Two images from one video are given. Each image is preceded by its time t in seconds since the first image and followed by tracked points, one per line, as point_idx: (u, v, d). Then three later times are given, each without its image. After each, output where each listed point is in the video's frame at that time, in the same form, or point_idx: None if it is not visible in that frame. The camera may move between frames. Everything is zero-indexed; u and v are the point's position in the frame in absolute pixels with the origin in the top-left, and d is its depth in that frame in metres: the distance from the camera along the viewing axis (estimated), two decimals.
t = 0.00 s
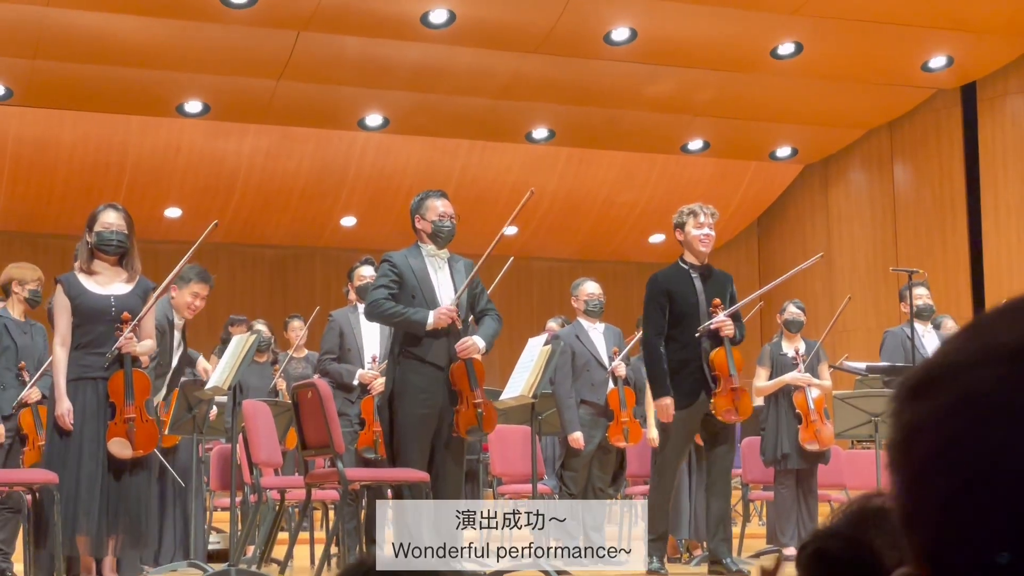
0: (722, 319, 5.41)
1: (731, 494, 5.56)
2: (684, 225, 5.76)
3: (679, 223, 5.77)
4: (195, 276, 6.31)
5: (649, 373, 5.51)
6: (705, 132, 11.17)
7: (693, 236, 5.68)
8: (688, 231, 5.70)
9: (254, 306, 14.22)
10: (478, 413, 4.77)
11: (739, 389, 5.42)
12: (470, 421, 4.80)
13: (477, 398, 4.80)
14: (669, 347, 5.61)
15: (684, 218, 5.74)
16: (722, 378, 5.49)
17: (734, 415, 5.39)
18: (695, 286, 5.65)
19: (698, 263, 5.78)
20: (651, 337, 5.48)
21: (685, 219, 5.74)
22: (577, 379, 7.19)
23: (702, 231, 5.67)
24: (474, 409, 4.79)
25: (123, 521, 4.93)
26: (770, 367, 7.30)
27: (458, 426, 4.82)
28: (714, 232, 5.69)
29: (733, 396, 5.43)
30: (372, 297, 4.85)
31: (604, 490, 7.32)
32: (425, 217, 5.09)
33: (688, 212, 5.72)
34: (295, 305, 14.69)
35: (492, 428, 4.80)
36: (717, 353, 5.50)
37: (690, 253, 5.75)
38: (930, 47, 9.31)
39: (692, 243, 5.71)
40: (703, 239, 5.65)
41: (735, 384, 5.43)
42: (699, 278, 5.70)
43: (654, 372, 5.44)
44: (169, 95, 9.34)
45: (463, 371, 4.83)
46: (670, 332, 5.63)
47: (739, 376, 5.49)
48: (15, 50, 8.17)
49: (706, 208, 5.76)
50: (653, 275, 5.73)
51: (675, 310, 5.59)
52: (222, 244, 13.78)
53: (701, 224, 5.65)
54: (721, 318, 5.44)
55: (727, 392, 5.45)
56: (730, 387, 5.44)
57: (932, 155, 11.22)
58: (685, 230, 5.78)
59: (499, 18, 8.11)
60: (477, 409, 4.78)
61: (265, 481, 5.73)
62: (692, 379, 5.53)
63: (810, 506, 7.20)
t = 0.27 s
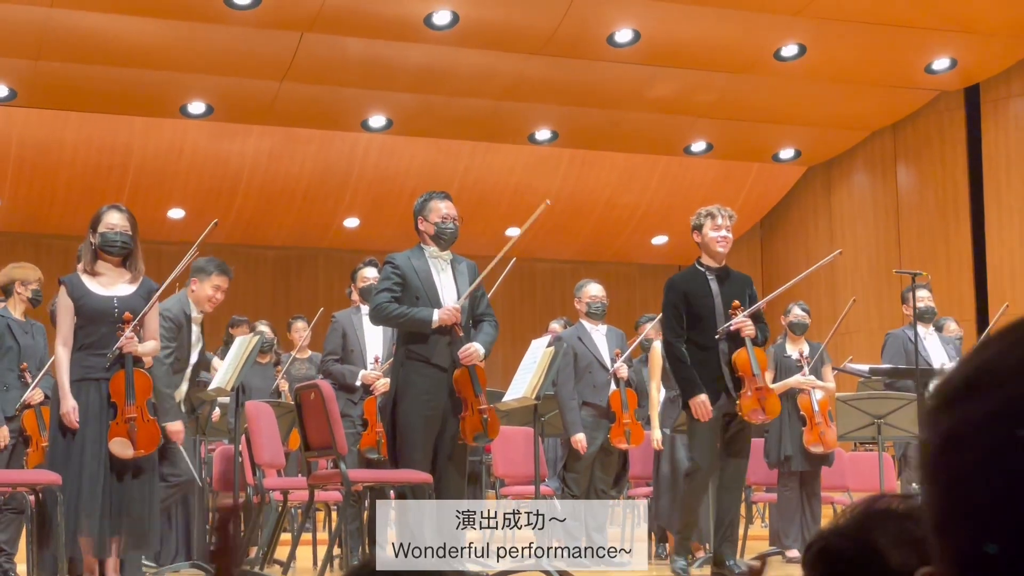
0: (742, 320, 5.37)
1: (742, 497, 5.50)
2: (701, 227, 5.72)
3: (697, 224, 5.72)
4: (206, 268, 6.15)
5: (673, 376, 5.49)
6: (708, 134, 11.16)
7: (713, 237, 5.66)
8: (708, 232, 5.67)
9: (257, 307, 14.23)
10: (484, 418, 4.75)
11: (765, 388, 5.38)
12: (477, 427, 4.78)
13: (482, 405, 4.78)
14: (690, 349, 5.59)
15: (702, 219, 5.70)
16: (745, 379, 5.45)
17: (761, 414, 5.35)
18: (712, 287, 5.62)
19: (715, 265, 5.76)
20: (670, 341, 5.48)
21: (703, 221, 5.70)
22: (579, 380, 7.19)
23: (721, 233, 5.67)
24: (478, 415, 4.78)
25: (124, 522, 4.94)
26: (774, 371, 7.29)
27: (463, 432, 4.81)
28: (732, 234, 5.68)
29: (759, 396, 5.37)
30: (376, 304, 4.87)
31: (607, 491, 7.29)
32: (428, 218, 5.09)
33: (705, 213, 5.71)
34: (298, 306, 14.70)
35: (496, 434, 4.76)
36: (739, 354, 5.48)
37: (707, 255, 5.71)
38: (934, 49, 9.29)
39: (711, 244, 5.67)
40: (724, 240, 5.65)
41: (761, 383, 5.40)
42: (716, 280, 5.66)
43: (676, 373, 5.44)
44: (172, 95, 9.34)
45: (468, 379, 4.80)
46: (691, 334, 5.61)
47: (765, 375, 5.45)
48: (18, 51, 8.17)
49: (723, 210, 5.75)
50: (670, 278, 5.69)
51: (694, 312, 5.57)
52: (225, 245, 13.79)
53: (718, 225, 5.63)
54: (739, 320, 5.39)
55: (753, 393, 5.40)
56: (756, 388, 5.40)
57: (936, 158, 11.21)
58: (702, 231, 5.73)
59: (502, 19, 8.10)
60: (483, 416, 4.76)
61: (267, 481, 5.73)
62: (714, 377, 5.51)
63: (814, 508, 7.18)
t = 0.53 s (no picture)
0: (746, 319, 5.37)
1: (746, 492, 5.50)
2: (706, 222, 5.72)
3: (702, 219, 5.72)
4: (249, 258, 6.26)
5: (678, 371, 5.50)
6: (709, 130, 11.15)
7: (717, 232, 5.65)
8: (712, 227, 5.66)
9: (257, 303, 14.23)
10: (483, 421, 4.76)
11: (771, 386, 5.35)
12: (476, 429, 4.79)
13: (483, 407, 4.80)
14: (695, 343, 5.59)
15: (707, 214, 5.70)
16: (752, 378, 5.44)
17: (768, 412, 5.33)
18: (718, 282, 5.62)
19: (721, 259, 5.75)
20: (675, 336, 5.48)
21: (707, 216, 5.69)
22: (578, 376, 7.20)
23: (725, 227, 5.64)
24: (478, 417, 4.79)
25: (123, 517, 4.97)
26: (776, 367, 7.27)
27: (463, 433, 4.82)
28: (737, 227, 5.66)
29: (766, 393, 5.35)
30: (378, 301, 4.86)
31: (607, 488, 7.26)
32: (430, 214, 5.09)
33: (709, 207, 5.70)
34: (298, 302, 14.70)
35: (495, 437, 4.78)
36: (745, 352, 5.48)
37: (712, 249, 5.71)
38: (935, 46, 9.29)
39: (716, 239, 5.67)
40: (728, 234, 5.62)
41: (767, 380, 5.37)
42: (721, 275, 5.66)
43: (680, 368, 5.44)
44: (172, 91, 9.33)
45: (468, 380, 4.82)
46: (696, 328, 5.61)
47: (771, 372, 5.43)
48: (18, 46, 8.17)
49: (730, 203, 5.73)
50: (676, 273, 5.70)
51: (700, 307, 5.57)
52: (225, 240, 13.78)
53: (723, 218, 5.62)
54: (745, 317, 5.39)
55: (759, 391, 5.38)
56: (762, 385, 5.38)
57: (935, 155, 11.21)
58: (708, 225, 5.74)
59: (503, 15, 8.10)
60: (482, 418, 4.78)
61: (267, 478, 5.77)
62: (719, 371, 5.51)
63: (814, 505, 7.19)
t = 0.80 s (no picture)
0: (747, 316, 5.37)
1: (742, 488, 5.48)
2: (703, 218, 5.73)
3: (699, 216, 5.71)
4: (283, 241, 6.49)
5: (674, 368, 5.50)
6: (706, 127, 11.15)
7: (715, 231, 5.65)
8: (712, 224, 5.66)
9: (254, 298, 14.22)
10: (473, 419, 4.74)
11: (767, 385, 5.36)
12: (465, 427, 4.75)
13: (473, 403, 4.76)
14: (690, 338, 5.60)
15: (706, 211, 5.69)
16: (749, 375, 5.45)
17: (763, 411, 5.34)
18: (715, 279, 5.62)
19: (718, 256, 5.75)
20: (671, 331, 5.49)
21: (704, 214, 5.69)
22: (575, 373, 7.21)
23: (723, 225, 5.65)
24: (468, 414, 4.75)
25: (120, 513, 4.96)
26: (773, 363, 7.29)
27: (452, 430, 4.78)
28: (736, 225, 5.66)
29: (761, 392, 5.38)
30: (376, 298, 4.84)
31: (604, 484, 7.26)
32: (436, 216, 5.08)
33: (708, 204, 5.69)
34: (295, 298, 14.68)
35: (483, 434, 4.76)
36: (745, 349, 5.48)
37: (710, 246, 5.71)
38: (932, 44, 9.30)
39: (713, 237, 5.67)
40: (725, 232, 5.63)
41: (763, 380, 5.37)
42: (718, 272, 5.66)
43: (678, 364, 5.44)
44: (169, 86, 9.32)
45: (461, 377, 4.75)
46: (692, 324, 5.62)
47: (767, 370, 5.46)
48: (15, 40, 8.16)
49: (728, 200, 5.73)
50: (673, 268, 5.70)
51: (696, 303, 5.58)
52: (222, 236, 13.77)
53: (721, 216, 5.61)
54: (746, 313, 5.39)
55: (755, 389, 5.40)
56: (758, 383, 5.39)
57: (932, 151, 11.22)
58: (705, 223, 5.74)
59: (500, 11, 8.09)
60: (472, 415, 4.74)
61: (264, 473, 5.78)
62: (715, 368, 5.52)
63: (810, 502, 7.21)
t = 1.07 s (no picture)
0: (752, 318, 5.40)
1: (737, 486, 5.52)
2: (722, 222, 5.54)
3: (719, 219, 5.52)
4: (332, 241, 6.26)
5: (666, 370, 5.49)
6: (708, 125, 11.15)
7: (727, 241, 5.49)
8: (728, 234, 5.48)
9: (256, 296, 14.22)
10: (475, 419, 4.75)
11: (770, 387, 5.58)
12: (467, 426, 4.76)
13: (476, 403, 4.77)
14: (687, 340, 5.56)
15: (726, 218, 5.49)
16: (752, 376, 5.62)
17: (765, 411, 5.60)
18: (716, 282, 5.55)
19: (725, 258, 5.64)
20: (666, 332, 5.45)
21: (723, 220, 5.50)
22: (576, 371, 7.21)
23: (737, 240, 5.48)
24: (471, 414, 4.76)
25: (121, 511, 4.95)
26: (775, 362, 7.28)
27: (453, 429, 4.79)
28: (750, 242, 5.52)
29: (764, 394, 5.61)
30: (384, 293, 4.82)
31: (605, 482, 7.25)
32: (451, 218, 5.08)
33: (730, 215, 5.47)
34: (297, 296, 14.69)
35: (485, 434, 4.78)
36: (749, 351, 5.59)
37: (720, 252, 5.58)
38: (934, 42, 9.29)
39: (724, 244, 5.52)
40: (736, 247, 5.48)
41: (767, 382, 5.58)
42: (722, 276, 5.59)
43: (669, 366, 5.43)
44: (172, 83, 9.32)
45: (466, 377, 4.78)
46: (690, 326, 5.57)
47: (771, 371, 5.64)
48: (17, 37, 8.16)
49: (751, 213, 5.52)
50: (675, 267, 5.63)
51: (695, 305, 5.53)
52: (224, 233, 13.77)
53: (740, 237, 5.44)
54: (751, 317, 5.41)
55: (758, 390, 5.62)
56: (761, 386, 5.60)
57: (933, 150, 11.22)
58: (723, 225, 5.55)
59: (503, 8, 8.09)
60: (476, 415, 4.76)
61: (267, 470, 5.72)
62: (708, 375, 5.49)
63: (811, 500, 7.20)
